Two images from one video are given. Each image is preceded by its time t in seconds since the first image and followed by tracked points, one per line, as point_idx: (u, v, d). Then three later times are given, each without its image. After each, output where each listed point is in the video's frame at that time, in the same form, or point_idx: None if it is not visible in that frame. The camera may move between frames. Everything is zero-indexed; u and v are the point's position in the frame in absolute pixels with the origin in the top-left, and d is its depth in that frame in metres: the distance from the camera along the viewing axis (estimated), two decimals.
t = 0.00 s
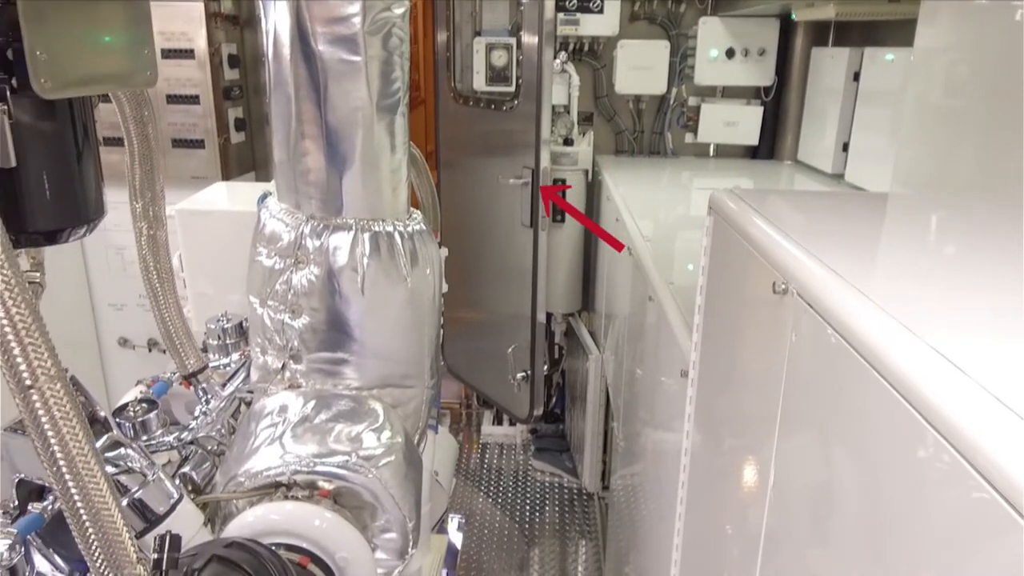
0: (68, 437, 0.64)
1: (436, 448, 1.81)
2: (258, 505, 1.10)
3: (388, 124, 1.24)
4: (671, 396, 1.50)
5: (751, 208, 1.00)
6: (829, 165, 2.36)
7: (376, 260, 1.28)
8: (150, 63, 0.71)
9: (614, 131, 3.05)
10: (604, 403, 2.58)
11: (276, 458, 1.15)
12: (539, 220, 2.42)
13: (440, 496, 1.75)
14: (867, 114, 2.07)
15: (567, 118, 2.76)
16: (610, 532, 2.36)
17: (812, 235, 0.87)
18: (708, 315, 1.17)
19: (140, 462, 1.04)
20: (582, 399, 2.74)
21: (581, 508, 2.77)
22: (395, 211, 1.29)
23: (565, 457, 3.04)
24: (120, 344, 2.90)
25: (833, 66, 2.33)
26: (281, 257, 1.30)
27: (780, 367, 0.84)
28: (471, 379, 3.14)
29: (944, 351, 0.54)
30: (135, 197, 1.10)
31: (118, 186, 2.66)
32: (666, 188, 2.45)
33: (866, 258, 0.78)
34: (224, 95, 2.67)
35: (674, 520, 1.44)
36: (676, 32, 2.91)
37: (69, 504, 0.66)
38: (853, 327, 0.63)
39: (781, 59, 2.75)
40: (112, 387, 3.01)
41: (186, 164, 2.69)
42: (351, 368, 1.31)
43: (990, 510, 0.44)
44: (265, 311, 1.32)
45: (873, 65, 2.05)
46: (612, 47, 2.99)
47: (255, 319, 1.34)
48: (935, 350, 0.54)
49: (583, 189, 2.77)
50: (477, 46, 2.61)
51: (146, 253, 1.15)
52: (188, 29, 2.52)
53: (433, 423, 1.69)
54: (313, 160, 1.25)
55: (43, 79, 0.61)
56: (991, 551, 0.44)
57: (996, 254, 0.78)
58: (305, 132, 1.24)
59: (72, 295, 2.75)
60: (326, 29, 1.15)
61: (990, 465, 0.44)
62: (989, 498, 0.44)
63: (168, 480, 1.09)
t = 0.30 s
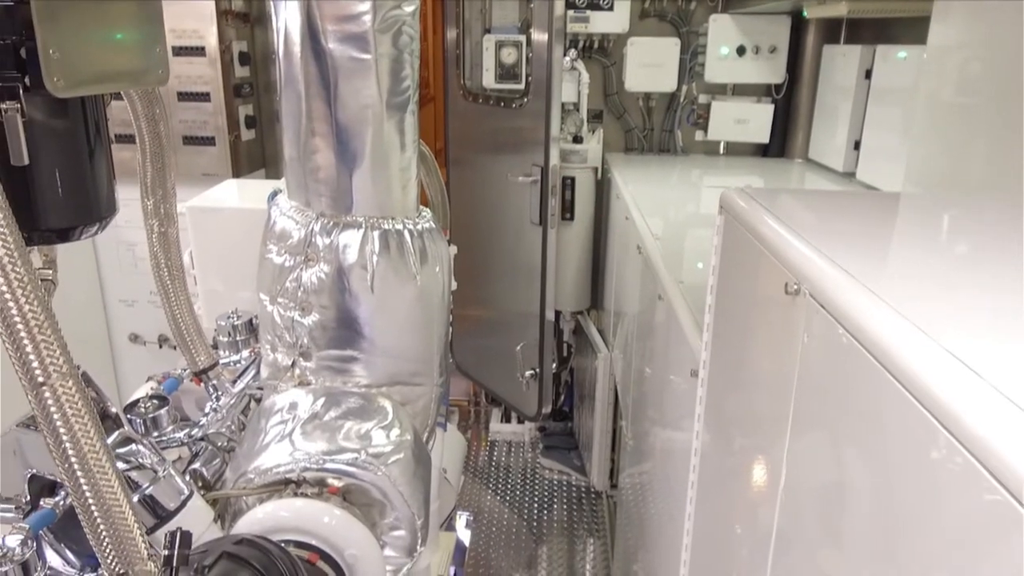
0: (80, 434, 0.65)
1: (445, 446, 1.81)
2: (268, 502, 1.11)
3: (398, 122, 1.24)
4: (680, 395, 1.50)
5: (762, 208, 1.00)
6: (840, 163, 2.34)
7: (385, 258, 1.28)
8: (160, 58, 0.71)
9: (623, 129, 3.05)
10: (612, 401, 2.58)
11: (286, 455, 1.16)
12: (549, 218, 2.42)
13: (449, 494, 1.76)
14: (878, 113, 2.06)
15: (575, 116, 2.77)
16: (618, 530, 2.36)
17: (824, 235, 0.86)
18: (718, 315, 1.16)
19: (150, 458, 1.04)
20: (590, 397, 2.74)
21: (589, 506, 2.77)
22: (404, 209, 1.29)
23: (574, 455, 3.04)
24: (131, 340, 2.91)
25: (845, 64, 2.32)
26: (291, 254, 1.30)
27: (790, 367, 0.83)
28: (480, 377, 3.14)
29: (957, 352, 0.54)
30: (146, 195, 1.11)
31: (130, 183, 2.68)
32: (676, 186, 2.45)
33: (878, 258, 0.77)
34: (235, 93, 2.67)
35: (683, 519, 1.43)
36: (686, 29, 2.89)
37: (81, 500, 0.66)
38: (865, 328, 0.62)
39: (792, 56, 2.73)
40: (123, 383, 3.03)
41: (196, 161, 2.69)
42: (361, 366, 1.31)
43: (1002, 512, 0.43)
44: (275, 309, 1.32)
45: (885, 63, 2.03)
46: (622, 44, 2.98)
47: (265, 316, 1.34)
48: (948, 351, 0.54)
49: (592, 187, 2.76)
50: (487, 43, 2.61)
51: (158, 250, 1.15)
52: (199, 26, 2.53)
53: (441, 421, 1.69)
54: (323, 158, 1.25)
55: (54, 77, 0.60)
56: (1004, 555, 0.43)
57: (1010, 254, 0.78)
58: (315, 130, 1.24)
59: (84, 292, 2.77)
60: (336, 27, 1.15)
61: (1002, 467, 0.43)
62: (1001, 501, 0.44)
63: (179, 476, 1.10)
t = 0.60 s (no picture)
0: (81, 432, 0.64)
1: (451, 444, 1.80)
2: (272, 501, 1.09)
3: (405, 117, 1.23)
4: (689, 394, 1.48)
5: (780, 204, 0.97)
6: (853, 160, 2.31)
7: (392, 254, 1.26)
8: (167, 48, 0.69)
9: (632, 125, 3.03)
10: (621, 399, 2.56)
11: (291, 453, 1.15)
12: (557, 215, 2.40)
13: (456, 492, 1.74)
14: (891, 109, 2.03)
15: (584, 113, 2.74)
16: (626, 530, 2.34)
17: (843, 232, 0.84)
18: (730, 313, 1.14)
19: (154, 456, 1.03)
20: (598, 396, 2.72)
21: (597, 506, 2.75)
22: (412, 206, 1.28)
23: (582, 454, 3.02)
24: (139, 336, 2.91)
25: (858, 60, 2.29)
26: (297, 250, 1.29)
27: (805, 366, 0.81)
28: (487, 375, 3.13)
29: (987, 351, 0.52)
30: (151, 190, 1.10)
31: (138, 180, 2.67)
32: (686, 183, 2.42)
33: (900, 256, 0.75)
34: (242, 89, 2.66)
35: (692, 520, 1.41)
36: (696, 25, 2.87)
37: (81, 499, 0.65)
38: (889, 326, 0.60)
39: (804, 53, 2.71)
40: (130, 380, 3.03)
41: (204, 157, 2.69)
42: (367, 363, 1.30)
43: None
44: (280, 306, 1.31)
45: (899, 59, 2.01)
46: (632, 40, 2.95)
47: (271, 312, 1.33)
48: (978, 351, 0.52)
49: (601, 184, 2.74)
50: (495, 39, 2.58)
51: (163, 245, 1.14)
52: (207, 22, 2.52)
53: (448, 419, 1.68)
54: (329, 153, 1.23)
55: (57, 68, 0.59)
56: None
57: None
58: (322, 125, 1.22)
59: (92, 288, 2.76)
60: (343, 21, 1.14)
61: None
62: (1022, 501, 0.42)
63: (183, 473, 1.09)
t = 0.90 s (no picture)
0: (59, 437, 0.60)
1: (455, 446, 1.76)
2: (269, 506, 1.06)
3: (408, 109, 1.19)
4: (699, 396, 1.44)
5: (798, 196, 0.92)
6: (866, 157, 2.27)
7: (393, 252, 1.23)
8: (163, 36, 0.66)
9: (640, 122, 2.99)
10: (628, 401, 2.52)
11: (288, 457, 1.11)
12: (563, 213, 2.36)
13: (459, 495, 1.71)
14: (905, 105, 1.99)
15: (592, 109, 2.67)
16: (633, 533, 2.30)
17: (865, 223, 0.79)
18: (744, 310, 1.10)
19: (147, 460, 1.01)
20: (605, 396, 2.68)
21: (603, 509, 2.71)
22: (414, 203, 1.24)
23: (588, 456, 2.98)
24: (140, 335, 2.88)
25: (871, 55, 2.25)
26: (296, 247, 1.25)
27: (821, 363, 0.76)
28: (492, 375, 3.09)
29: None
30: (146, 185, 1.06)
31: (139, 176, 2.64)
32: (695, 180, 2.38)
33: (927, 248, 0.70)
34: (246, 85, 2.63)
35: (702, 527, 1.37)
36: (706, 20, 2.83)
37: (58, 508, 0.61)
38: (915, 316, 0.55)
39: (815, 48, 2.66)
40: (132, 379, 3.00)
41: (206, 153, 2.65)
42: (368, 364, 1.27)
43: None
44: (279, 304, 1.27)
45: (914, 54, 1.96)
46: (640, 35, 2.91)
47: (269, 311, 1.29)
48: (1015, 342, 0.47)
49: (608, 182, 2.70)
50: (502, 34, 2.54)
51: (158, 242, 1.11)
52: (211, 18, 2.49)
53: (452, 421, 1.64)
54: (330, 147, 1.19)
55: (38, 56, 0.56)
56: None
57: None
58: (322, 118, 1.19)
59: (93, 285, 2.74)
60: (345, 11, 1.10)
61: None
62: None
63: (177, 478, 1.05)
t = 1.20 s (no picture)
0: None
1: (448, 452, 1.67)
2: (239, 523, 0.98)
3: (393, 90, 1.11)
4: (706, 401, 1.35)
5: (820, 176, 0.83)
6: (880, 151, 2.17)
7: (376, 246, 1.14)
8: None
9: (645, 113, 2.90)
10: (632, 404, 2.43)
11: (258, 468, 1.02)
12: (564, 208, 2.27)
13: (452, 504, 1.62)
14: (923, 95, 1.89)
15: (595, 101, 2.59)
16: (636, 542, 2.20)
17: (897, 200, 0.69)
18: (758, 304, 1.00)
19: (104, 471, 0.93)
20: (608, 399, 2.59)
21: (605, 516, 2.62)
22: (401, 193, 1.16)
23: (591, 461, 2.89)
24: (128, 334, 2.80)
25: (886, 43, 2.15)
26: (272, 241, 1.16)
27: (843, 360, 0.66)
28: (491, 376, 3.00)
29: None
30: (107, 171, 0.97)
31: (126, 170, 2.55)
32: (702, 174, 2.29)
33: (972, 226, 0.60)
34: (236, 76, 2.55)
35: (710, 541, 1.28)
36: (714, 8, 2.73)
37: None
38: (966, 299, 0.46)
39: (827, 37, 2.57)
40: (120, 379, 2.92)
41: (196, 147, 2.57)
42: (350, 367, 1.18)
43: None
44: (254, 303, 1.18)
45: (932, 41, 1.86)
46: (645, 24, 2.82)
47: (243, 309, 1.20)
48: None
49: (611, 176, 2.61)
50: (502, 23, 2.45)
51: (121, 235, 1.03)
52: (201, 6, 2.41)
53: (444, 426, 1.55)
54: (309, 131, 1.10)
55: None
56: None
57: None
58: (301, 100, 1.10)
59: (80, 283, 2.66)
60: None
61: None
62: None
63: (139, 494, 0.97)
